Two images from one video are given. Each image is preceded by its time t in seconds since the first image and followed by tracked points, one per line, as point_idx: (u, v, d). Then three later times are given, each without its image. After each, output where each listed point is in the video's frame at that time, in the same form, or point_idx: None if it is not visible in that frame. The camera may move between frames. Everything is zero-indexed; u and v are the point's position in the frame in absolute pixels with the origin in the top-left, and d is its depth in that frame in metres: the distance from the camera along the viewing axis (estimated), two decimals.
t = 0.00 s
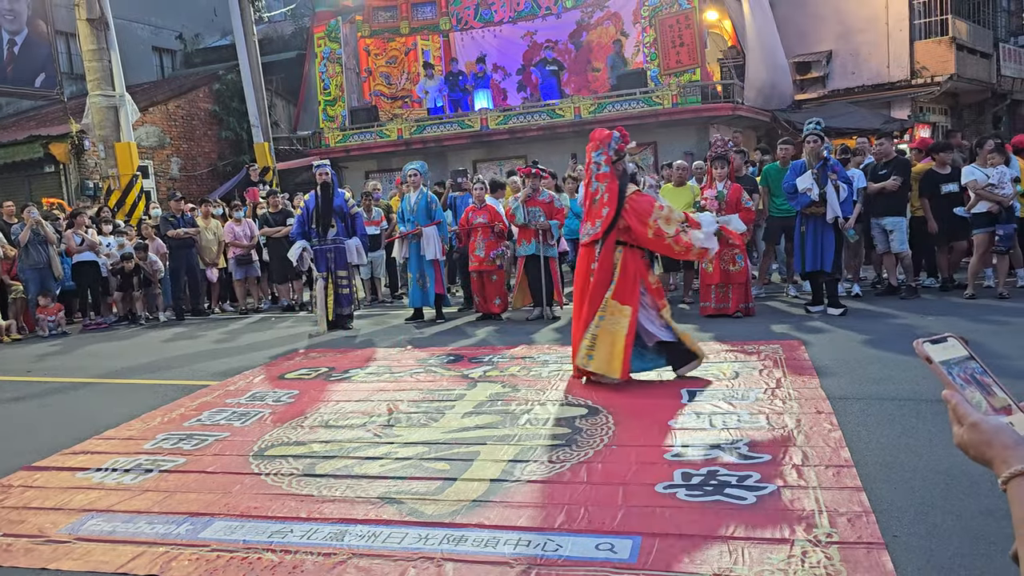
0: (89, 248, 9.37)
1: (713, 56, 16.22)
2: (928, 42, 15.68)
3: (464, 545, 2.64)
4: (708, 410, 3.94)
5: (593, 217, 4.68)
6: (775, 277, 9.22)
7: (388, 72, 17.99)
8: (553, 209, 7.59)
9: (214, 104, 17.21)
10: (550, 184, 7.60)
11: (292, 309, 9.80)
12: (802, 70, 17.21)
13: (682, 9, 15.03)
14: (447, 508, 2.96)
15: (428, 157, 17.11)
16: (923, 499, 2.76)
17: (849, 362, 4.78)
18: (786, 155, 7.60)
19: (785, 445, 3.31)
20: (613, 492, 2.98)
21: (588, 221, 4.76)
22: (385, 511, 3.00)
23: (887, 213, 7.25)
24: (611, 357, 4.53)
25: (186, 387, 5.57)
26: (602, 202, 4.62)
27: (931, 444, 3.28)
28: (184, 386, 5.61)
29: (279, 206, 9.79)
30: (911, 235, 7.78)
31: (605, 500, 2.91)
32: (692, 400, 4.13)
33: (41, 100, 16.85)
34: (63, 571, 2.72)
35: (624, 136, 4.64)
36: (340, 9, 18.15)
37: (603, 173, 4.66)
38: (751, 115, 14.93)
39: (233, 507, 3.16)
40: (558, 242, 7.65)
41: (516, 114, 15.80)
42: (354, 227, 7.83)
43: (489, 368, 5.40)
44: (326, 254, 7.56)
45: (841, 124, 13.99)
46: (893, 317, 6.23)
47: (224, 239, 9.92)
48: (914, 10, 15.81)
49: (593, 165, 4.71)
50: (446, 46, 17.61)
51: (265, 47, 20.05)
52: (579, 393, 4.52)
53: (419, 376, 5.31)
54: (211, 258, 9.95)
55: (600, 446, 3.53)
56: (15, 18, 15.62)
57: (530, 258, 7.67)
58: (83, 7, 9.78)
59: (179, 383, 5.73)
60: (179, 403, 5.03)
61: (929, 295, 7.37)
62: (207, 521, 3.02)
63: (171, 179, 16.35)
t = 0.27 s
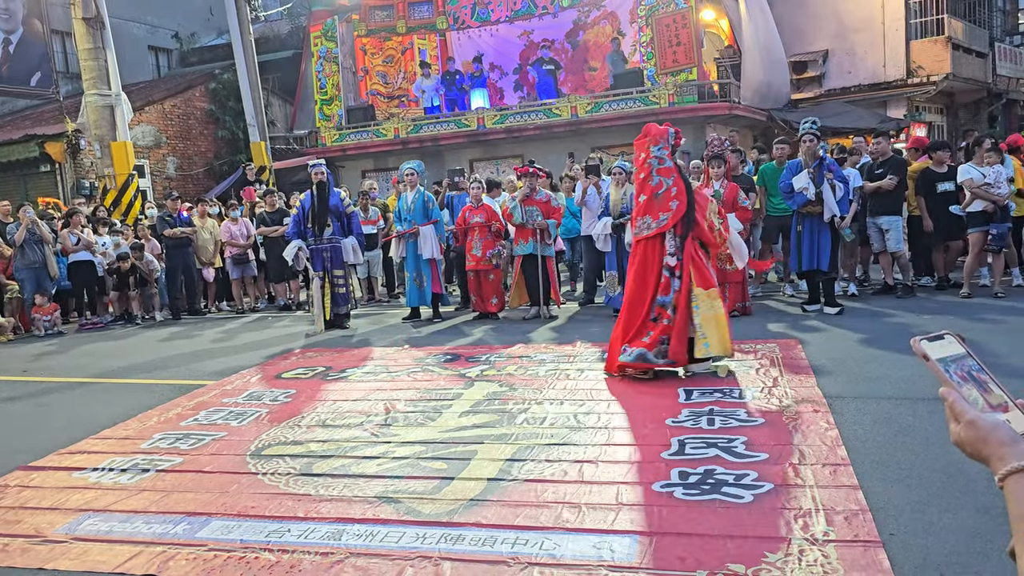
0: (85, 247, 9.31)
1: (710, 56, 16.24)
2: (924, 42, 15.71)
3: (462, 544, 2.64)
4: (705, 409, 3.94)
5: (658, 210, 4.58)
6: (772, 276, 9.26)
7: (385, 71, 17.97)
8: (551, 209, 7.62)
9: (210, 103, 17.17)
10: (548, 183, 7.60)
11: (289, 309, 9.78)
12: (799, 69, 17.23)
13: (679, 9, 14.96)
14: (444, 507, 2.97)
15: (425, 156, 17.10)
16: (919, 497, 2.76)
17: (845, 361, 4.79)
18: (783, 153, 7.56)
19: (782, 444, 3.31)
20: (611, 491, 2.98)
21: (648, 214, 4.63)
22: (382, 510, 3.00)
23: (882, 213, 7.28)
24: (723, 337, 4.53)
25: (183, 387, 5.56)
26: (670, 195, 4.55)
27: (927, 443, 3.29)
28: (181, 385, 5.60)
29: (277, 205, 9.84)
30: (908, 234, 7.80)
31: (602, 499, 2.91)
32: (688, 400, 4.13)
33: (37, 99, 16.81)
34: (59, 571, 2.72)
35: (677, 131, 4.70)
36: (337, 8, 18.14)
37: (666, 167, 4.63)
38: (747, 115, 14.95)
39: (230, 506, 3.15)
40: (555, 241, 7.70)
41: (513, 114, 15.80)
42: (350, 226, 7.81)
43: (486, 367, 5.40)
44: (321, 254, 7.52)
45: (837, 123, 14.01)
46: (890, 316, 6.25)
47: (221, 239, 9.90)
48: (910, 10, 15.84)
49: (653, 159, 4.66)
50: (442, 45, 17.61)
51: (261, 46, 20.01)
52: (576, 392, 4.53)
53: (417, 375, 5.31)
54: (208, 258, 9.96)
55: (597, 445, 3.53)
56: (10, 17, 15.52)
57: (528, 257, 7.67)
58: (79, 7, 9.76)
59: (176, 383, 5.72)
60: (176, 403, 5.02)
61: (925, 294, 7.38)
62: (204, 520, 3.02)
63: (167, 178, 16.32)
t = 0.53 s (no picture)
0: (81, 246, 9.29)
1: (707, 55, 16.25)
2: (921, 42, 15.75)
3: (459, 543, 2.63)
4: (702, 408, 3.94)
5: (710, 204, 4.55)
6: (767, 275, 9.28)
7: (382, 69, 18.01)
8: (548, 207, 7.63)
9: (207, 102, 17.13)
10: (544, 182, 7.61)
11: (285, 308, 9.76)
12: (795, 69, 17.25)
13: (676, 8, 14.90)
14: (441, 506, 2.97)
15: (422, 155, 17.08)
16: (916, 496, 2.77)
17: (841, 360, 4.80)
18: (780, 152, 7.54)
19: (779, 443, 3.31)
20: (608, 490, 2.98)
21: (699, 208, 4.58)
22: (379, 509, 3.00)
23: (879, 212, 7.28)
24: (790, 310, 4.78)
25: (179, 386, 5.54)
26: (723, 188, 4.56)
27: (923, 442, 3.29)
28: (177, 384, 5.58)
29: (272, 204, 9.75)
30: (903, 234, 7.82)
31: (599, 498, 2.91)
32: (686, 399, 4.13)
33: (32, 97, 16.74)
34: (55, 570, 2.71)
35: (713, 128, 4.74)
36: (333, 6, 18.11)
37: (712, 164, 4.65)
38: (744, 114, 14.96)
39: (226, 505, 3.15)
40: (552, 239, 7.71)
41: (510, 113, 15.81)
42: (346, 225, 7.80)
43: (483, 366, 5.40)
44: (316, 252, 7.54)
45: (833, 123, 14.04)
46: (886, 315, 6.26)
47: (217, 237, 9.87)
48: (906, 10, 15.88)
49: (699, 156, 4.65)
50: (439, 44, 17.70)
51: (258, 45, 19.96)
52: (573, 391, 4.53)
53: (413, 374, 5.30)
54: (204, 257, 9.94)
55: (594, 444, 3.53)
56: (5, 15, 15.41)
57: (526, 256, 7.68)
58: (75, 4, 9.72)
59: (172, 382, 5.70)
60: (172, 402, 5.01)
61: (922, 293, 7.40)
62: (201, 519, 3.02)
63: (163, 177, 16.27)
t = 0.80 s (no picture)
0: (78, 245, 9.28)
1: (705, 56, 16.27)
2: (918, 43, 15.78)
3: (456, 543, 2.63)
4: (699, 408, 3.95)
5: (739, 199, 4.84)
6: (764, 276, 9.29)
7: (380, 69, 17.96)
8: (546, 207, 7.65)
9: (204, 101, 17.10)
10: (541, 182, 7.63)
11: (282, 307, 9.74)
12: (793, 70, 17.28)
13: (674, 9, 14.95)
14: (439, 506, 2.96)
15: (419, 155, 17.06)
16: (913, 497, 2.77)
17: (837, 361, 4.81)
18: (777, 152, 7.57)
19: (776, 444, 3.32)
20: (605, 490, 2.98)
21: (727, 203, 4.88)
22: (376, 509, 3.00)
23: (876, 213, 7.29)
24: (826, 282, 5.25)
25: (176, 385, 5.53)
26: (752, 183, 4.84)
27: (920, 443, 3.30)
28: (173, 383, 5.57)
29: (270, 203, 9.84)
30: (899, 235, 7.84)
31: (597, 498, 2.91)
32: (683, 399, 4.14)
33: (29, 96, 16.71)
34: (51, 570, 2.70)
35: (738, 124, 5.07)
36: (332, 6, 18.09)
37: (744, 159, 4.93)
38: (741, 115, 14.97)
39: (223, 505, 3.14)
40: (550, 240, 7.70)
41: (508, 113, 15.81)
42: (341, 224, 7.78)
43: (481, 366, 5.39)
44: (311, 253, 7.55)
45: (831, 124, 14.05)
46: (882, 316, 6.27)
47: (214, 237, 9.86)
48: (904, 12, 15.92)
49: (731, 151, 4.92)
50: (437, 44, 17.67)
51: (255, 44, 19.93)
52: (571, 391, 4.53)
53: (411, 374, 5.29)
54: (201, 256, 9.92)
55: (591, 444, 3.53)
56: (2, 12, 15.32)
57: (524, 257, 7.68)
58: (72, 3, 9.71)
59: (168, 381, 5.69)
60: (168, 401, 4.99)
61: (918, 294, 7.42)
62: (197, 519, 3.01)
63: (160, 176, 16.23)
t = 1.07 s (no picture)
0: (77, 244, 9.29)
1: (705, 56, 16.27)
2: (918, 43, 15.77)
3: (456, 543, 2.63)
4: (700, 408, 3.94)
5: (766, 201, 5.12)
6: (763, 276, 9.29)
7: (380, 68, 17.96)
8: (546, 207, 7.60)
9: (204, 100, 17.09)
10: (542, 182, 7.59)
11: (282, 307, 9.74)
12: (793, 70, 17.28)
13: (674, 8, 14.88)
14: (439, 505, 2.96)
15: (419, 154, 17.06)
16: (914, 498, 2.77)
17: (838, 361, 4.81)
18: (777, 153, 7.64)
19: (776, 443, 3.31)
20: (606, 490, 2.98)
21: (755, 205, 5.15)
22: (375, 509, 2.99)
23: (876, 213, 7.29)
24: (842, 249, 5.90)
25: (175, 384, 5.52)
26: (779, 187, 5.12)
27: (920, 442, 3.30)
28: (173, 382, 5.57)
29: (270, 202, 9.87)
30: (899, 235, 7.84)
31: (597, 498, 2.91)
32: (683, 399, 4.13)
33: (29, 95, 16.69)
34: (50, 570, 2.69)
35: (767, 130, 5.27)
36: (332, 5, 18.06)
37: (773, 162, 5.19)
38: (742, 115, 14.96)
39: (222, 504, 3.14)
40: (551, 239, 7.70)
41: (508, 112, 15.80)
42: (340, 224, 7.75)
43: (481, 366, 5.39)
44: (309, 253, 7.53)
45: (832, 124, 14.05)
46: (882, 316, 6.26)
47: (214, 236, 9.85)
48: (904, 11, 15.90)
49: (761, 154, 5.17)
50: (437, 43, 17.68)
51: (255, 43, 19.92)
52: (570, 390, 4.53)
53: (410, 374, 5.29)
54: (200, 254, 9.91)
55: (591, 444, 3.53)
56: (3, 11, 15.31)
57: (525, 256, 7.67)
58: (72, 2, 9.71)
59: (168, 381, 5.68)
60: (168, 401, 4.99)
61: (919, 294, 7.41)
62: (196, 518, 3.00)
63: (160, 175, 16.23)
